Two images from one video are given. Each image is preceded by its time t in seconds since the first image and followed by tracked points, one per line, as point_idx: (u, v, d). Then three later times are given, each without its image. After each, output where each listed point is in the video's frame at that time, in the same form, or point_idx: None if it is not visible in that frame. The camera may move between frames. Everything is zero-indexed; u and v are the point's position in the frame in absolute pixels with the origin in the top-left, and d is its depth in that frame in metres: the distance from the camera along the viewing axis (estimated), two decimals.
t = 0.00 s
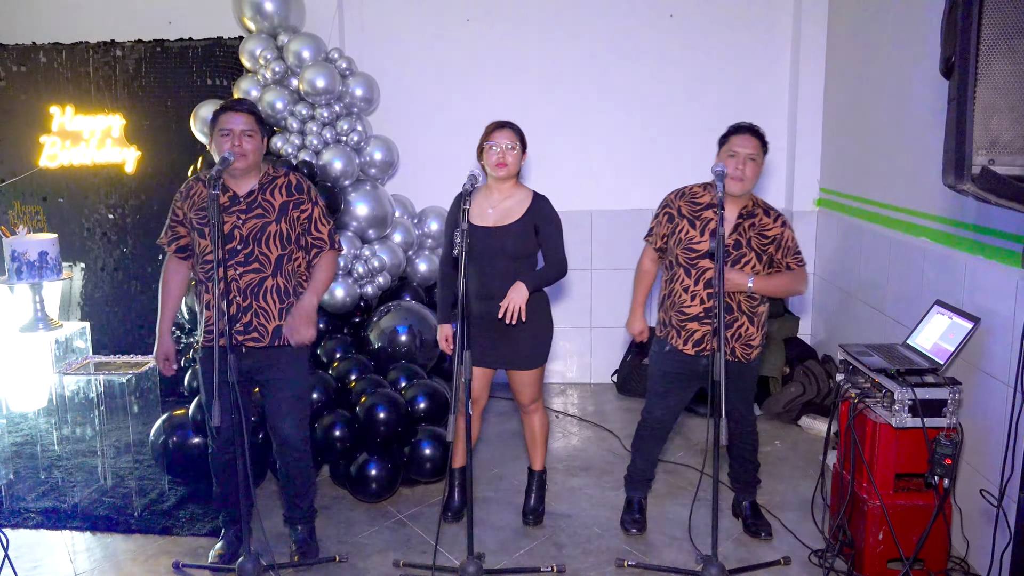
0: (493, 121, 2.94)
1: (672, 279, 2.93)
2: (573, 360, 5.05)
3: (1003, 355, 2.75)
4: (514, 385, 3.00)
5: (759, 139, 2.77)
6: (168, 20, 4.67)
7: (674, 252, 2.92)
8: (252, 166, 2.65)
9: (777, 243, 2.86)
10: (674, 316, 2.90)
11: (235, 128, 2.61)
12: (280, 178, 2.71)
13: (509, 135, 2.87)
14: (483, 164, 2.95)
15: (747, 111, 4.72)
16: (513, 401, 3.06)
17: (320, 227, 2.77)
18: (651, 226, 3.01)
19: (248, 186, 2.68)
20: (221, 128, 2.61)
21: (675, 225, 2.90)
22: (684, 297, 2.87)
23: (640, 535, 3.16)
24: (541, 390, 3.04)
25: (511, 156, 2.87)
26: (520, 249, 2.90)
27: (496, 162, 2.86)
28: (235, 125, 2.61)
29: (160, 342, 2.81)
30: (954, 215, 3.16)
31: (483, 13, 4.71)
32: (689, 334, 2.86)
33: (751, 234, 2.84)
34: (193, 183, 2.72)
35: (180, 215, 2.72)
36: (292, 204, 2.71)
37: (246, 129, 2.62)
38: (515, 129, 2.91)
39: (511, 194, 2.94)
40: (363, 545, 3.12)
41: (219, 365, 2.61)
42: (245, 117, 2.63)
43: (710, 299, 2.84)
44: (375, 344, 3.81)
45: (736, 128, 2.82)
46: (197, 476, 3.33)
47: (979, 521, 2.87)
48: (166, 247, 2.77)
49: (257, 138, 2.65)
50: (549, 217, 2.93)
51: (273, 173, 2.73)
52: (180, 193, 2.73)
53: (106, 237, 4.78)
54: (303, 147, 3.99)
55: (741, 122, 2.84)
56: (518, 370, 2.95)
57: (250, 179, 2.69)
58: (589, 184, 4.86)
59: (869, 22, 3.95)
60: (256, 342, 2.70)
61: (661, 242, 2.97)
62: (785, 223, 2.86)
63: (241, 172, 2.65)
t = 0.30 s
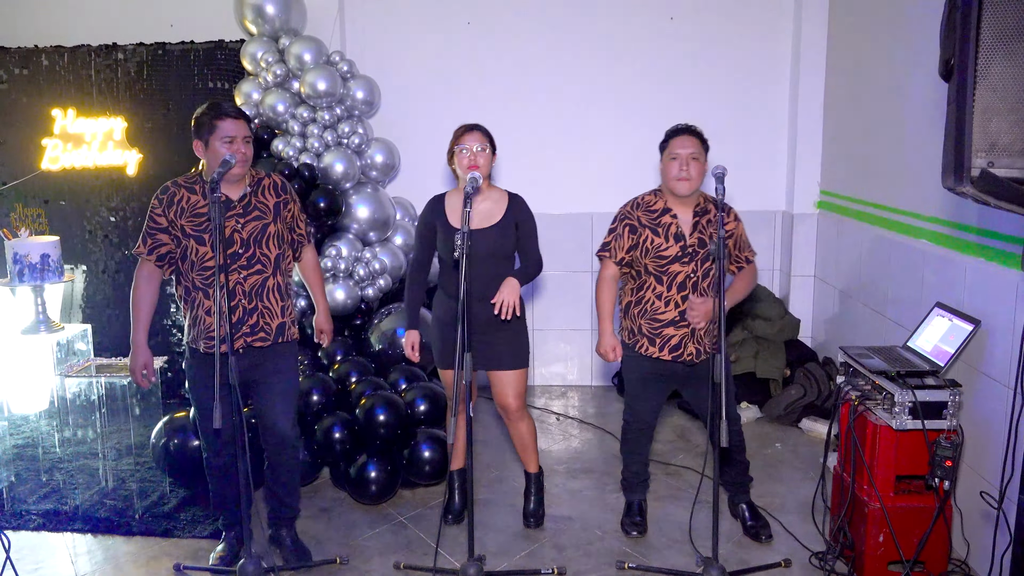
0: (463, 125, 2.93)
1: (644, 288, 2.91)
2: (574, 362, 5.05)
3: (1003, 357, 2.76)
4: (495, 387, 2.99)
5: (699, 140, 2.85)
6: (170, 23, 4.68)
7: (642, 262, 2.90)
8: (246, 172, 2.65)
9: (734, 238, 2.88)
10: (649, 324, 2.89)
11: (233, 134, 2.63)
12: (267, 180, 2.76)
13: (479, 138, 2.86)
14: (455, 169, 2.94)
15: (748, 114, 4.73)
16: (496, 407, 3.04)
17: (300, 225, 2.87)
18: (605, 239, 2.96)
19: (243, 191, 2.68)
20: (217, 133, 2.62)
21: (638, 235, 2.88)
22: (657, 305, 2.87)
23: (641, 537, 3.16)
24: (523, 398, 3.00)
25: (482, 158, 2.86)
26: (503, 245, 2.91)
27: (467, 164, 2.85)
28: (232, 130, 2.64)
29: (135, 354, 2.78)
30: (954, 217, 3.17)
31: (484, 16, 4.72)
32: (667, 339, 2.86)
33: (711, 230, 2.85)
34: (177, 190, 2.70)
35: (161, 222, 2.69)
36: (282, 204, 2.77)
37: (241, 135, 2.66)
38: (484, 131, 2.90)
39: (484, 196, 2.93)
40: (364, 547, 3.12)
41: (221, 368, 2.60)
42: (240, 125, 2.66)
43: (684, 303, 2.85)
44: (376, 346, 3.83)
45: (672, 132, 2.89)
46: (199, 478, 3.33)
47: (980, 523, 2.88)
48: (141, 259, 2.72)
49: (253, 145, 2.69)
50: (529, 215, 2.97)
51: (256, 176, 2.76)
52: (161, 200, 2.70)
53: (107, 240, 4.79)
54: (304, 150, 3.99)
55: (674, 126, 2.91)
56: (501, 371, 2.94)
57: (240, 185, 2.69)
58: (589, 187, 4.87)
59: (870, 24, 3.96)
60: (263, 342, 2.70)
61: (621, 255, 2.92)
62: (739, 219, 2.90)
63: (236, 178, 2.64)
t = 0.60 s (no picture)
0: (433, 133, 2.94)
1: (635, 291, 2.91)
2: (569, 365, 5.06)
3: (996, 359, 2.77)
4: (486, 385, 2.99)
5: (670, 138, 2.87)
6: (164, 26, 4.67)
7: (631, 265, 2.90)
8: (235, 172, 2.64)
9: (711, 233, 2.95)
10: (646, 326, 2.88)
11: (217, 135, 2.61)
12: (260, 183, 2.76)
13: (447, 143, 2.87)
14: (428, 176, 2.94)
15: (742, 117, 4.75)
16: (487, 406, 3.03)
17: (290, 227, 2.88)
18: (589, 246, 2.94)
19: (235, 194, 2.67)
20: (205, 136, 2.61)
21: (625, 239, 2.88)
22: (652, 307, 2.87)
23: (637, 540, 3.17)
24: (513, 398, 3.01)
25: (453, 162, 2.87)
26: (490, 246, 2.91)
27: (438, 170, 2.85)
28: (218, 132, 2.62)
29: (148, 361, 2.78)
30: (948, 220, 3.19)
31: (480, 20, 4.73)
32: (666, 338, 2.88)
33: (692, 226, 2.90)
34: (171, 195, 2.69)
35: (156, 227, 2.67)
36: (276, 207, 2.78)
37: (228, 136, 2.64)
38: (452, 136, 2.90)
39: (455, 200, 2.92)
40: (359, 551, 3.12)
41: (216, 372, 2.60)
42: (223, 124, 2.64)
43: (678, 301, 2.87)
44: (371, 349, 3.83)
45: (641, 134, 2.91)
46: (194, 483, 3.33)
47: (973, 524, 2.89)
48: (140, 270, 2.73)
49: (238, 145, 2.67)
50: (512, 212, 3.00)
51: (249, 179, 2.76)
52: (154, 205, 2.68)
53: (102, 243, 4.78)
54: (299, 153, 3.99)
55: (642, 128, 2.93)
56: (495, 370, 2.94)
57: (234, 189, 2.68)
58: (584, 191, 4.88)
59: (863, 28, 3.97)
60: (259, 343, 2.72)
61: (608, 261, 2.92)
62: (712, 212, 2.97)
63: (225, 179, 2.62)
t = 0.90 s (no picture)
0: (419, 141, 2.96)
1: (630, 293, 2.92)
2: (565, 366, 5.06)
3: (990, 361, 2.78)
4: (488, 386, 2.97)
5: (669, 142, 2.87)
6: (160, 28, 4.67)
7: (626, 267, 2.91)
8: (241, 174, 2.66)
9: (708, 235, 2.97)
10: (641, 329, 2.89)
11: (227, 136, 2.64)
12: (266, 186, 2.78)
13: (433, 150, 2.90)
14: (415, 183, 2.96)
15: (738, 119, 4.76)
16: (488, 405, 3.02)
17: (300, 232, 2.89)
18: (585, 247, 2.93)
19: (239, 194, 2.70)
20: (214, 135, 2.64)
21: (621, 241, 2.88)
22: (646, 309, 2.88)
23: (633, 541, 3.17)
24: (514, 398, 3.00)
25: (440, 168, 2.89)
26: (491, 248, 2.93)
27: (427, 177, 2.87)
28: (227, 133, 2.65)
29: (143, 354, 2.79)
30: (942, 222, 3.19)
31: (475, 21, 4.73)
32: (661, 341, 2.88)
33: (688, 228, 2.92)
34: (176, 192, 2.72)
35: (159, 223, 2.69)
36: (280, 211, 2.79)
37: (237, 138, 2.66)
38: (437, 143, 2.93)
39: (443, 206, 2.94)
40: (355, 553, 3.11)
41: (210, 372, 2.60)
42: (234, 127, 2.67)
43: (673, 304, 2.88)
44: (367, 351, 3.81)
45: (640, 136, 2.91)
46: (189, 485, 3.33)
47: (968, 526, 2.90)
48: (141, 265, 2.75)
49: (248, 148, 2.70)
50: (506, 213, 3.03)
51: (256, 182, 2.78)
52: (159, 201, 2.70)
53: (97, 245, 4.77)
54: (294, 155, 3.99)
55: (640, 131, 2.93)
56: (495, 372, 2.94)
57: (239, 189, 2.71)
58: (580, 192, 4.88)
59: (858, 30, 3.99)
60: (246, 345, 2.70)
61: (605, 262, 2.91)
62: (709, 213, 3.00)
63: (230, 180, 2.64)
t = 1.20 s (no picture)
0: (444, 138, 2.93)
1: (641, 294, 2.94)
2: (567, 368, 5.06)
3: (993, 363, 2.78)
4: (505, 387, 3.00)
5: (687, 145, 2.82)
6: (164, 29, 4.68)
7: (637, 268, 2.93)
8: (269, 180, 2.70)
9: (735, 240, 2.84)
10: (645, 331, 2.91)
11: (257, 143, 2.64)
12: (292, 191, 2.75)
13: (458, 148, 2.86)
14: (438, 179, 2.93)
15: (740, 121, 4.76)
16: (502, 405, 3.05)
17: (329, 240, 2.79)
18: (603, 245, 3.01)
19: (263, 197, 2.71)
20: (244, 141, 2.63)
21: (632, 242, 2.91)
22: (652, 310, 2.89)
23: (635, 543, 3.17)
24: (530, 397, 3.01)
25: (465, 168, 2.85)
26: (506, 251, 2.93)
27: (450, 175, 2.84)
28: (258, 140, 2.65)
29: (144, 334, 2.80)
30: (945, 224, 3.19)
31: (478, 22, 4.73)
32: (663, 344, 2.88)
33: (707, 235, 2.84)
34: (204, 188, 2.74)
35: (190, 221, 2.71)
36: (301, 216, 2.74)
37: (267, 145, 2.67)
38: (464, 141, 2.89)
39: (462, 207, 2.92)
40: (357, 553, 3.11)
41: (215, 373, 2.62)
42: (265, 134, 2.66)
43: (678, 308, 2.87)
44: (370, 352, 3.81)
45: (661, 138, 2.89)
46: (192, 485, 3.33)
47: (971, 528, 2.89)
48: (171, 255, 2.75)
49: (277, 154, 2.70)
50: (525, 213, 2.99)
51: (285, 185, 2.77)
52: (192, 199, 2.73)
53: (100, 245, 4.78)
54: (298, 156, 4.01)
55: (664, 133, 2.90)
56: (507, 373, 2.95)
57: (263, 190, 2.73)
58: (583, 194, 4.88)
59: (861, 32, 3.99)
60: (259, 348, 2.70)
61: (617, 261, 2.96)
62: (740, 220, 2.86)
63: (258, 186, 2.68)
